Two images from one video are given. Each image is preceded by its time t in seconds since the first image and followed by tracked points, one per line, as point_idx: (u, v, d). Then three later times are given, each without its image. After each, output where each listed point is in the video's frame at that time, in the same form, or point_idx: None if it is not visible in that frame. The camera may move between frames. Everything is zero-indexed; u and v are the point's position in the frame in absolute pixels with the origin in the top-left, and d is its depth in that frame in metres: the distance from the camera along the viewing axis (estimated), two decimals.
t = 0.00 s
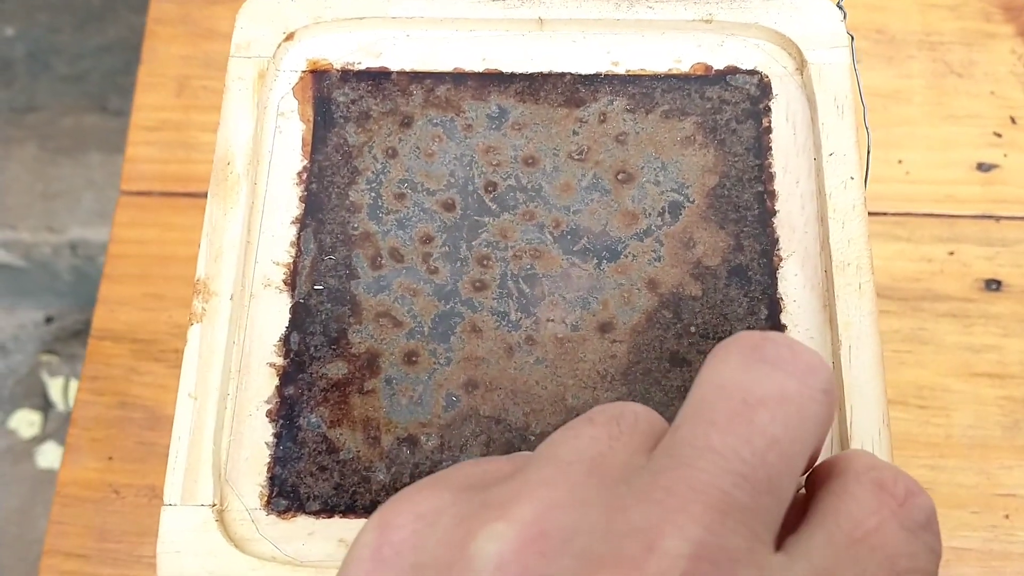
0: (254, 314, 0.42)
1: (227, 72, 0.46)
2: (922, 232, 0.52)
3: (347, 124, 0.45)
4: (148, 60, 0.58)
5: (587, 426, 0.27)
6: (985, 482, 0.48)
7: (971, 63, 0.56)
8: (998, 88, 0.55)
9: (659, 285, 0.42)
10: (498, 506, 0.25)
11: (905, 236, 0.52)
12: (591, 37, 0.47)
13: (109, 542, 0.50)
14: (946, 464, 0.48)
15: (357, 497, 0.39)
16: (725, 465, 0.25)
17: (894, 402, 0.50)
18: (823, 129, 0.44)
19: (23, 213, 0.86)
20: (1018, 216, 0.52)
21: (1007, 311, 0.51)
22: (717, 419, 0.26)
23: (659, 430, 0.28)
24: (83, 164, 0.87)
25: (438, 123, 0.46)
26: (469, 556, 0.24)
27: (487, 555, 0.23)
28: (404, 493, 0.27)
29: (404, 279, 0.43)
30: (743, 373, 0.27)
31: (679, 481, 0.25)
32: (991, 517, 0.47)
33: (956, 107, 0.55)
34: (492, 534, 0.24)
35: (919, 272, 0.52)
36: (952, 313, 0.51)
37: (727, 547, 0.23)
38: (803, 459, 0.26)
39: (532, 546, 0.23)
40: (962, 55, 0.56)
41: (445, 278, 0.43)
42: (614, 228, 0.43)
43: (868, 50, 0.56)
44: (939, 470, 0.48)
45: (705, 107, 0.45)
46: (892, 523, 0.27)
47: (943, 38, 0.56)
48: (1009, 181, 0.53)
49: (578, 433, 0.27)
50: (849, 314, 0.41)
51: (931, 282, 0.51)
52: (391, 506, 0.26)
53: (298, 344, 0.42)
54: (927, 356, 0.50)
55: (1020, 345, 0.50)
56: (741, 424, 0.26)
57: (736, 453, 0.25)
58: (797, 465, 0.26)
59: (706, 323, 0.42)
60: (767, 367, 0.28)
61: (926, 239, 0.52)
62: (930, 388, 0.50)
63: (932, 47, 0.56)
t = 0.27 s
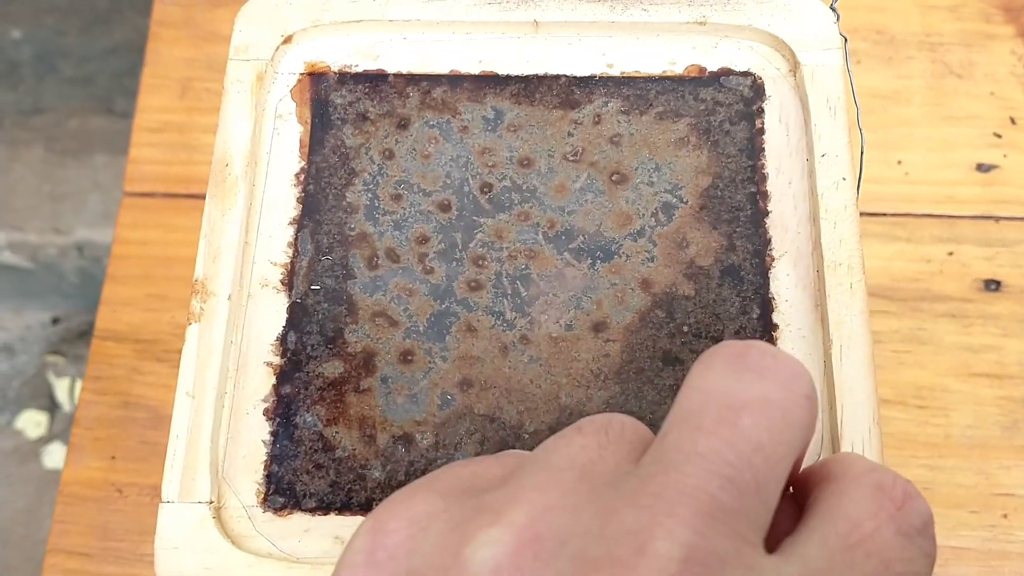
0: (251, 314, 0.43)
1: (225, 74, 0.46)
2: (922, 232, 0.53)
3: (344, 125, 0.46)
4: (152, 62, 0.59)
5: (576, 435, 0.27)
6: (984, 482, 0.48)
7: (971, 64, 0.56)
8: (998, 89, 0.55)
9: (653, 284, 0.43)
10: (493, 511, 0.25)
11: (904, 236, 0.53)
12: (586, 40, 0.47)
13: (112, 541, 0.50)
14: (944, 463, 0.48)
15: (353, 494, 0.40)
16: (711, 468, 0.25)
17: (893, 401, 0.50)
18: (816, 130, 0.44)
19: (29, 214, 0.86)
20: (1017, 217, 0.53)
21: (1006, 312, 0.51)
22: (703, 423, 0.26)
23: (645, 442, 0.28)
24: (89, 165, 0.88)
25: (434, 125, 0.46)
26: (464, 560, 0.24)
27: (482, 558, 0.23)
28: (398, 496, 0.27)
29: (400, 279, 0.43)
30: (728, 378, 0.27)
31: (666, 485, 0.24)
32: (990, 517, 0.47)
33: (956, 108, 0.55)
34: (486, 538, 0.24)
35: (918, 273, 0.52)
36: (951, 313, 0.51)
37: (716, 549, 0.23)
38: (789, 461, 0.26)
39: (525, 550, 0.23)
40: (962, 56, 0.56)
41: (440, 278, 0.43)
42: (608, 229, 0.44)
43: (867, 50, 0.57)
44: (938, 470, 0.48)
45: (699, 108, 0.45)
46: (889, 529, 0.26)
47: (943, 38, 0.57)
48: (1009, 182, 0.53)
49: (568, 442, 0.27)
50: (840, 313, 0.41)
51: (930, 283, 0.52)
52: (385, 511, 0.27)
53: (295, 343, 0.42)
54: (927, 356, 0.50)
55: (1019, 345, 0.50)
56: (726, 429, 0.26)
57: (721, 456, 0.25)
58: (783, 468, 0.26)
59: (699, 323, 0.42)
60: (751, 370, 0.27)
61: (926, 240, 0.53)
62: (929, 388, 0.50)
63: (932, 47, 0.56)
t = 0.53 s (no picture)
0: (257, 314, 0.44)
1: (229, 79, 0.47)
2: (923, 234, 0.53)
3: (348, 128, 0.47)
4: (158, 66, 0.60)
5: (563, 444, 0.28)
6: (986, 483, 0.48)
7: (973, 66, 0.56)
8: (999, 91, 0.56)
9: (652, 285, 0.43)
10: (479, 524, 0.25)
11: (905, 238, 0.53)
12: (586, 43, 0.48)
13: (119, 540, 0.51)
14: (945, 464, 0.49)
15: (357, 492, 0.41)
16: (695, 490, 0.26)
17: (894, 402, 0.50)
18: (814, 132, 0.45)
19: (35, 217, 0.88)
20: (1018, 218, 0.53)
21: (1008, 313, 0.51)
22: (688, 447, 0.27)
23: (631, 450, 0.29)
24: (96, 168, 0.89)
25: (436, 128, 0.47)
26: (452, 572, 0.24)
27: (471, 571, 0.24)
28: (377, 500, 0.27)
29: (402, 280, 0.44)
30: (715, 405, 0.28)
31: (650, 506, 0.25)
32: (991, 517, 0.47)
33: (957, 110, 0.56)
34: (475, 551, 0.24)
35: (920, 274, 0.52)
36: (953, 314, 0.51)
37: (696, 571, 0.24)
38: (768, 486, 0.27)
39: (513, 564, 0.24)
40: (964, 57, 0.56)
41: (442, 279, 0.44)
42: (608, 230, 0.44)
43: (869, 52, 0.57)
44: (940, 470, 0.49)
45: (698, 111, 0.46)
46: (880, 546, 0.27)
47: (945, 40, 0.57)
48: (1011, 184, 0.54)
49: (552, 451, 0.28)
50: (838, 314, 0.42)
51: (931, 284, 0.52)
52: (366, 513, 0.27)
53: (300, 343, 0.43)
54: (928, 357, 0.51)
55: (1020, 346, 0.50)
56: (712, 452, 0.27)
57: (705, 479, 0.26)
58: (762, 493, 0.27)
59: (698, 323, 0.42)
60: (736, 400, 0.29)
61: (927, 241, 0.53)
62: (931, 389, 0.50)
63: (934, 49, 0.57)
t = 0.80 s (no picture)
0: (265, 310, 0.43)
1: (238, 74, 0.47)
2: (925, 235, 0.53)
3: (356, 125, 0.46)
4: (160, 64, 0.60)
5: (580, 434, 0.27)
6: (987, 484, 0.48)
7: (974, 68, 0.56)
8: (1001, 93, 0.56)
9: (662, 282, 0.43)
10: (501, 507, 0.24)
11: (907, 239, 0.53)
12: (596, 40, 0.48)
13: (118, 540, 0.51)
14: (947, 466, 0.49)
15: (366, 489, 0.40)
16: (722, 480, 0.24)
17: (897, 403, 0.50)
18: (823, 130, 0.45)
19: (30, 218, 0.89)
20: (1020, 220, 0.53)
21: (1009, 315, 0.51)
22: (714, 435, 0.25)
23: (649, 447, 0.27)
24: (92, 169, 0.90)
25: (445, 124, 0.47)
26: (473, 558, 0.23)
27: (492, 557, 0.23)
28: (399, 484, 0.27)
29: (412, 276, 0.44)
30: (741, 389, 0.26)
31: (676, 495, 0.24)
32: (993, 519, 0.47)
33: (958, 112, 0.56)
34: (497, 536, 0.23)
35: (921, 276, 0.52)
36: (954, 316, 0.51)
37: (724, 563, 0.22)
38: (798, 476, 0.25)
39: (537, 551, 0.23)
40: (965, 60, 0.57)
41: (451, 275, 0.44)
42: (618, 227, 0.44)
43: (870, 54, 0.57)
44: (941, 472, 0.49)
45: (707, 108, 0.46)
46: (895, 542, 0.25)
47: (946, 43, 0.57)
48: (1013, 186, 0.54)
49: (571, 441, 0.26)
50: (848, 311, 0.41)
51: (933, 286, 0.52)
52: (388, 495, 0.26)
53: (308, 340, 0.43)
54: (930, 358, 0.51)
55: (1021, 348, 0.51)
56: (738, 440, 0.24)
57: (731, 468, 0.24)
58: (790, 482, 0.25)
59: (708, 321, 0.42)
60: (764, 382, 0.26)
61: (928, 243, 0.53)
62: (933, 390, 0.50)
63: (935, 51, 0.57)
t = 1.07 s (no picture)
0: (269, 309, 0.43)
1: (242, 73, 0.47)
2: (922, 238, 0.53)
3: (360, 124, 0.46)
4: (159, 64, 0.60)
5: (562, 410, 0.28)
6: (985, 485, 0.48)
7: (972, 72, 0.57)
8: (999, 97, 0.56)
9: (665, 282, 0.43)
10: (480, 468, 0.26)
11: (905, 241, 0.53)
12: (599, 41, 0.48)
13: (117, 539, 0.51)
14: (944, 467, 0.49)
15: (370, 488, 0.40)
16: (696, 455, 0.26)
17: (895, 405, 0.50)
18: (826, 131, 0.45)
19: (27, 218, 0.89)
20: (1017, 223, 0.53)
21: (1006, 317, 0.51)
22: (693, 416, 0.27)
23: (627, 429, 0.29)
24: (88, 168, 0.90)
25: (448, 124, 0.47)
26: (449, 512, 0.24)
27: (465, 512, 0.24)
28: (378, 444, 0.28)
29: (415, 275, 0.44)
30: (724, 377, 0.28)
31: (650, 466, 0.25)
32: (990, 520, 0.47)
33: (956, 115, 0.56)
34: (474, 492, 0.24)
35: (919, 278, 0.53)
36: (952, 318, 0.52)
37: (691, 532, 0.24)
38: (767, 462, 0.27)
39: (509, 509, 0.24)
40: (963, 63, 0.57)
41: (455, 274, 0.44)
42: (622, 227, 0.44)
43: (869, 58, 0.57)
44: (939, 473, 0.49)
45: (710, 109, 0.46)
46: (864, 536, 0.29)
47: (944, 46, 0.57)
48: (1010, 188, 0.54)
49: (552, 415, 0.28)
50: (851, 311, 0.42)
51: (931, 288, 0.52)
52: (366, 455, 0.27)
53: (312, 338, 0.43)
54: (927, 360, 0.51)
55: (1019, 350, 0.51)
56: (717, 422, 0.27)
57: (708, 447, 0.26)
58: (762, 468, 0.27)
59: (711, 320, 0.42)
60: (746, 374, 0.28)
61: (926, 245, 0.53)
62: (930, 392, 0.50)
63: (933, 55, 0.57)
